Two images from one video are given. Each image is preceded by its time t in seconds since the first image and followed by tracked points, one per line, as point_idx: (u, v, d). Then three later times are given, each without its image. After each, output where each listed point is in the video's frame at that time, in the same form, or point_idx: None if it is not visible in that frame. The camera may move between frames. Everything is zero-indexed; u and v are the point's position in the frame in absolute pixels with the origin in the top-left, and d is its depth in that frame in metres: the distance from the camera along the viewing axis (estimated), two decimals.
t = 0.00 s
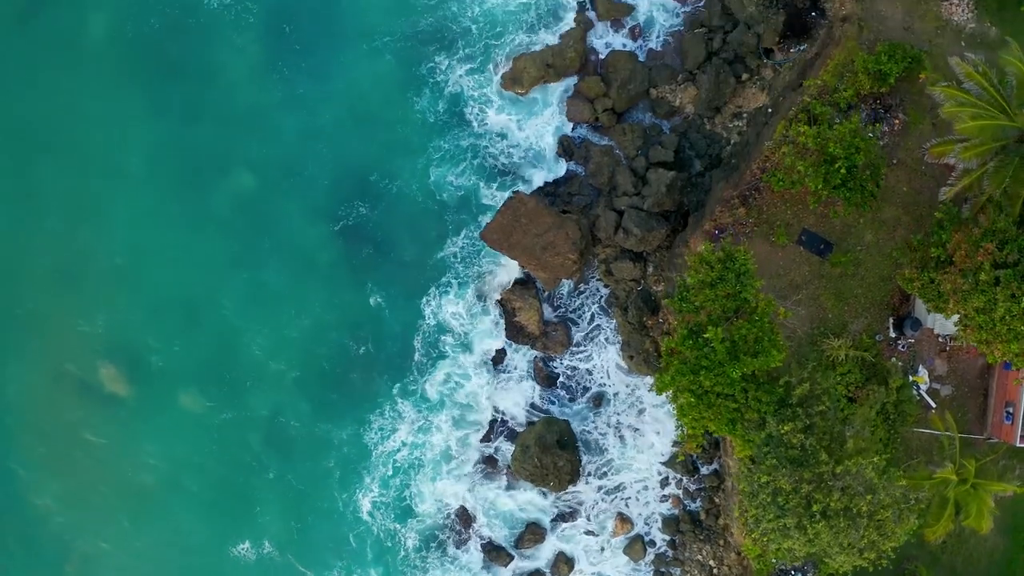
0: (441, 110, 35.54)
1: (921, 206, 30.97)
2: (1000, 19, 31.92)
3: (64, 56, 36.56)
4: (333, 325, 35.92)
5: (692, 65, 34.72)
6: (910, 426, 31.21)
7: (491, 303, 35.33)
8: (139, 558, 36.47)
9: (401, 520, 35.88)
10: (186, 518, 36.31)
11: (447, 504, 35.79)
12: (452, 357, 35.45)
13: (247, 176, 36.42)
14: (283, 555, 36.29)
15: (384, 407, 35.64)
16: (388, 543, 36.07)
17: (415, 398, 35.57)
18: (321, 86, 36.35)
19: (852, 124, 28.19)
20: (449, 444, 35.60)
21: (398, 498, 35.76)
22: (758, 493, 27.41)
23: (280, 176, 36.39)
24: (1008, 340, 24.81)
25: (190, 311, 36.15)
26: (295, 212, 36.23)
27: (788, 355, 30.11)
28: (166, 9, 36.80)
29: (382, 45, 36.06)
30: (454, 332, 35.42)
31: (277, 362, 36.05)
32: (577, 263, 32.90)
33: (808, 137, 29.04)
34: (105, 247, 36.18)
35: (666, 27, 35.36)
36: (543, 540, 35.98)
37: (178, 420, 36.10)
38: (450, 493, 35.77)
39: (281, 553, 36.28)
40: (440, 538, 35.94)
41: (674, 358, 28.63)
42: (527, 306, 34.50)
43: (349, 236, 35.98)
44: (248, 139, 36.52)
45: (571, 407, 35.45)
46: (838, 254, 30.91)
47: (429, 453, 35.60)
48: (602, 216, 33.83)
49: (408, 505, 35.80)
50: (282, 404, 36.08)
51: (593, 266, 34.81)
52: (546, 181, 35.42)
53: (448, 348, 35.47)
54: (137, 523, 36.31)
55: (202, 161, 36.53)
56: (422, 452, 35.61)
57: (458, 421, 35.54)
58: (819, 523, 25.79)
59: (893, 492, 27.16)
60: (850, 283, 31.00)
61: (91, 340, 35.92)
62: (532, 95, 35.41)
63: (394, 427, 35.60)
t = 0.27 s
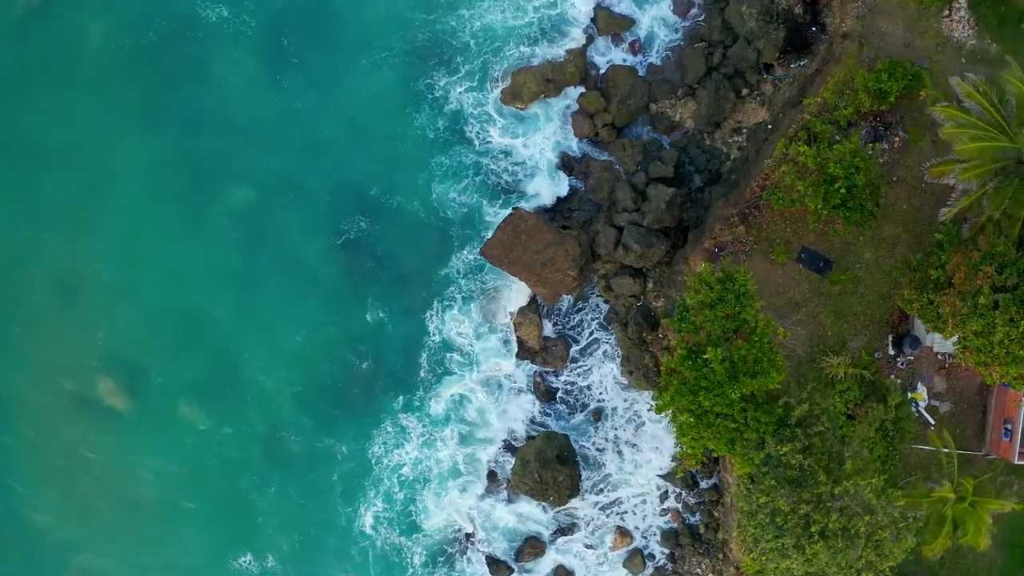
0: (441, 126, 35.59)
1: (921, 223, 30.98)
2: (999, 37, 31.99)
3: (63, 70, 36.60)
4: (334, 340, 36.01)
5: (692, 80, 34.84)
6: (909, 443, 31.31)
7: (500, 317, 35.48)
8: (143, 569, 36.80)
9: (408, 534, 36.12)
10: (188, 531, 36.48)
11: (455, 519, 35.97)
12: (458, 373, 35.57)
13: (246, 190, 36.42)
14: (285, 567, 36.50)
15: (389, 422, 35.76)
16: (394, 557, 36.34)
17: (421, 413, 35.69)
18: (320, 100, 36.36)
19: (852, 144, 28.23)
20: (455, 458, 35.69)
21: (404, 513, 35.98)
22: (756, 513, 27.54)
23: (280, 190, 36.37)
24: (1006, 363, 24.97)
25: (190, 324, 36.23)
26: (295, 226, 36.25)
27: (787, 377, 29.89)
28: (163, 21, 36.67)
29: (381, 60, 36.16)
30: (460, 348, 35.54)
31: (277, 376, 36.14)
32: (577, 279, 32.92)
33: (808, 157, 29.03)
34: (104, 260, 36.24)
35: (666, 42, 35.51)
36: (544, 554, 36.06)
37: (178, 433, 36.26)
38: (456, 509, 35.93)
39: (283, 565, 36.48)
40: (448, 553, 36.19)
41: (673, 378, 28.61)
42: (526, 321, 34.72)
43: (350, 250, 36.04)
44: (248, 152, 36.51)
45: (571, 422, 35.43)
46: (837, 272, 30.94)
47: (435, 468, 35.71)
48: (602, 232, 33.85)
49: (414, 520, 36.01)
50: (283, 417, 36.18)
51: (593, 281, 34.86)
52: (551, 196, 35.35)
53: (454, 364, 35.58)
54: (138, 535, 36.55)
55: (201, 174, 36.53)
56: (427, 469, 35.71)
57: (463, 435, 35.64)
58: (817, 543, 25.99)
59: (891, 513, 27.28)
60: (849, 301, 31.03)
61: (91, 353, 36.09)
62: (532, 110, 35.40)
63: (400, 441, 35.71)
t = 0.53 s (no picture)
0: (441, 142, 35.75)
1: (920, 240, 31.02)
2: (999, 52, 31.93)
3: (61, 83, 36.60)
4: (335, 353, 36.14)
5: (692, 95, 34.81)
6: (908, 459, 31.41)
7: (502, 332, 35.51)
8: None
9: (413, 548, 36.25)
10: (189, 543, 36.59)
11: (464, 533, 36.11)
12: (464, 388, 35.72)
13: (246, 203, 36.61)
14: None
15: (394, 434, 35.93)
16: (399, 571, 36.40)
17: (426, 428, 35.81)
18: (322, 114, 36.67)
19: (851, 164, 28.37)
20: (462, 472, 35.82)
21: (408, 526, 36.11)
22: (755, 532, 27.40)
23: (280, 204, 36.58)
24: (1005, 386, 25.01)
25: (190, 338, 36.31)
26: (296, 240, 36.46)
27: (785, 396, 29.85)
28: (163, 35, 36.81)
29: (380, 74, 36.44)
30: (465, 364, 35.70)
31: (277, 389, 36.27)
32: (577, 296, 33.01)
33: (807, 177, 29.26)
34: (103, 273, 36.28)
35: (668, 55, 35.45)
36: (544, 567, 36.13)
37: (178, 446, 36.35)
38: (460, 524, 36.07)
39: None
40: (458, 567, 36.38)
41: (672, 398, 28.67)
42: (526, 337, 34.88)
43: (351, 263, 36.24)
44: (248, 166, 36.73)
45: (570, 436, 35.52)
46: (836, 289, 30.96)
47: (442, 482, 35.85)
48: (601, 247, 33.84)
49: (419, 534, 36.16)
50: (283, 430, 36.27)
51: (592, 296, 34.92)
52: (558, 211, 35.37)
53: (459, 378, 35.72)
54: (137, 548, 36.59)
55: (201, 188, 36.61)
56: (432, 483, 35.86)
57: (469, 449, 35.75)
58: (816, 564, 26.03)
59: (890, 533, 27.35)
60: (848, 318, 31.09)
61: (91, 366, 36.18)
62: (532, 125, 35.44)
63: (404, 455, 35.87)
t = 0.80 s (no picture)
0: (440, 157, 35.90)
1: (920, 257, 31.02)
2: (999, 68, 31.88)
3: (60, 96, 36.57)
4: (335, 366, 36.22)
5: (692, 110, 34.83)
6: (906, 475, 31.45)
7: (502, 345, 35.69)
8: None
9: (416, 561, 36.39)
10: (191, 555, 36.73)
11: (471, 547, 36.22)
12: (468, 402, 35.80)
13: (245, 216, 36.63)
14: None
15: (393, 448, 36.04)
16: None
17: (429, 442, 35.91)
18: (321, 127, 36.70)
19: (851, 184, 28.27)
20: (470, 487, 35.94)
21: (411, 540, 36.23)
22: (751, 553, 27.52)
23: (280, 216, 36.64)
24: (1003, 409, 25.02)
25: (189, 350, 36.37)
26: (296, 252, 36.55)
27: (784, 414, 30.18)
28: (161, 47, 36.74)
29: (377, 88, 36.57)
30: (467, 378, 35.79)
31: (277, 402, 36.36)
32: (576, 312, 33.08)
33: (807, 197, 29.19)
34: (103, 286, 36.34)
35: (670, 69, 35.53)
36: None
37: (177, 458, 36.44)
38: (464, 537, 36.17)
39: None
40: None
41: (672, 417, 28.75)
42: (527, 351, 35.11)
43: (351, 277, 36.33)
44: (248, 179, 36.78)
45: (569, 450, 35.59)
46: (835, 306, 31.00)
47: (447, 496, 35.96)
48: (601, 263, 33.93)
49: (422, 548, 36.29)
50: (284, 443, 36.39)
51: (591, 310, 35.03)
52: (568, 221, 35.21)
53: (463, 393, 35.79)
54: (138, 561, 36.70)
55: (200, 201, 36.65)
56: (435, 496, 35.97)
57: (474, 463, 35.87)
58: None
59: (889, 553, 27.53)
60: (847, 335, 31.11)
61: (91, 379, 36.27)
62: (531, 140, 35.53)
63: (405, 469, 35.98)
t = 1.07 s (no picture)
0: (439, 172, 36.05)
1: (920, 274, 31.05)
2: (1000, 84, 31.75)
3: (58, 108, 36.48)
4: (335, 380, 36.25)
5: (692, 124, 34.77)
6: (905, 491, 31.54)
7: (502, 357, 35.77)
8: None
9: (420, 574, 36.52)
10: (194, 565, 36.93)
11: (478, 560, 36.32)
12: (472, 415, 35.89)
13: (244, 229, 36.59)
14: None
15: (394, 462, 36.10)
16: None
17: (432, 456, 35.97)
18: (319, 140, 36.68)
19: (850, 203, 28.39)
20: (479, 501, 36.04)
21: (413, 552, 36.34)
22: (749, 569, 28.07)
23: (279, 230, 36.61)
24: (1002, 431, 25.03)
25: (188, 362, 36.38)
26: (295, 265, 36.53)
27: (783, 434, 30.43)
28: (160, 60, 36.71)
29: (374, 100, 36.61)
30: (468, 392, 35.87)
31: (277, 415, 36.38)
32: (576, 327, 33.00)
33: (807, 216, 29.08)
34: (102, 299, 36.35)
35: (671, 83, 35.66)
36: None
37: (178, 471, 36.51)
38: (468, 550, 36.26)
39: None
40: None
41: (672, 437, 28.68)
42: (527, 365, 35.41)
43: (351, 291, 36.37)
44: (247, 191, 36.70)
45: (569, 464, 35.65)
46: (835, 323, 31.00)
47: (454, 510, 36.03)
48: (600, 278, 33.96)
49: (426, 560, 36.40)
50: (284, 455, 36.41)
51: (591, 325, 35.05)
52: (573, 234, 35.33)
53: (467, 406, 35.90)
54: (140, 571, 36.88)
55: (199, 213, 36.59)
56: (437, 510, 36.04)
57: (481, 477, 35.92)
58: None
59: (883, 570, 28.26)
60: (846, 353, 31.14)
61: (89, 391, 36.29)
62: (530, 154, 35.58)
63: (407, 483, 36.08)
